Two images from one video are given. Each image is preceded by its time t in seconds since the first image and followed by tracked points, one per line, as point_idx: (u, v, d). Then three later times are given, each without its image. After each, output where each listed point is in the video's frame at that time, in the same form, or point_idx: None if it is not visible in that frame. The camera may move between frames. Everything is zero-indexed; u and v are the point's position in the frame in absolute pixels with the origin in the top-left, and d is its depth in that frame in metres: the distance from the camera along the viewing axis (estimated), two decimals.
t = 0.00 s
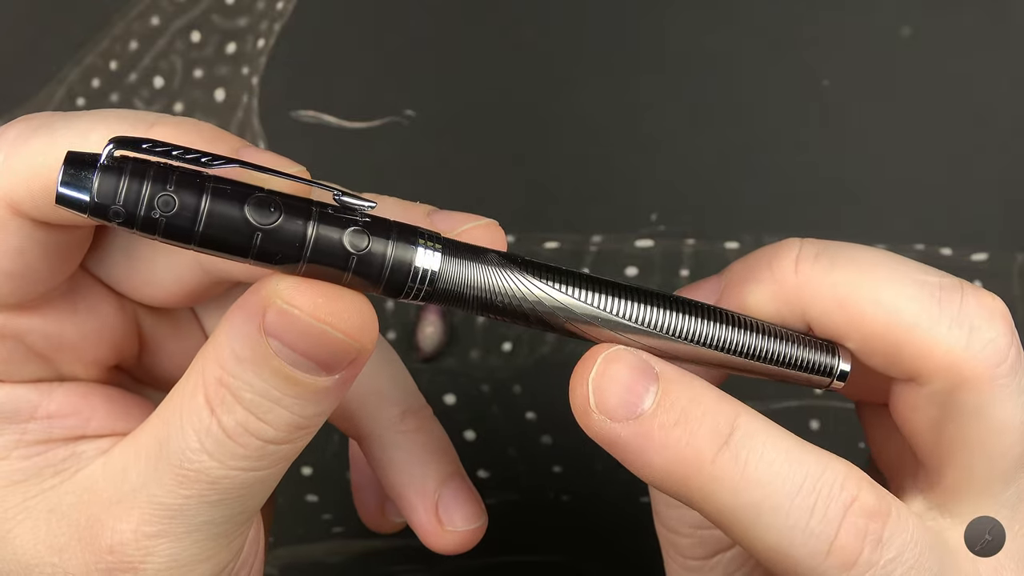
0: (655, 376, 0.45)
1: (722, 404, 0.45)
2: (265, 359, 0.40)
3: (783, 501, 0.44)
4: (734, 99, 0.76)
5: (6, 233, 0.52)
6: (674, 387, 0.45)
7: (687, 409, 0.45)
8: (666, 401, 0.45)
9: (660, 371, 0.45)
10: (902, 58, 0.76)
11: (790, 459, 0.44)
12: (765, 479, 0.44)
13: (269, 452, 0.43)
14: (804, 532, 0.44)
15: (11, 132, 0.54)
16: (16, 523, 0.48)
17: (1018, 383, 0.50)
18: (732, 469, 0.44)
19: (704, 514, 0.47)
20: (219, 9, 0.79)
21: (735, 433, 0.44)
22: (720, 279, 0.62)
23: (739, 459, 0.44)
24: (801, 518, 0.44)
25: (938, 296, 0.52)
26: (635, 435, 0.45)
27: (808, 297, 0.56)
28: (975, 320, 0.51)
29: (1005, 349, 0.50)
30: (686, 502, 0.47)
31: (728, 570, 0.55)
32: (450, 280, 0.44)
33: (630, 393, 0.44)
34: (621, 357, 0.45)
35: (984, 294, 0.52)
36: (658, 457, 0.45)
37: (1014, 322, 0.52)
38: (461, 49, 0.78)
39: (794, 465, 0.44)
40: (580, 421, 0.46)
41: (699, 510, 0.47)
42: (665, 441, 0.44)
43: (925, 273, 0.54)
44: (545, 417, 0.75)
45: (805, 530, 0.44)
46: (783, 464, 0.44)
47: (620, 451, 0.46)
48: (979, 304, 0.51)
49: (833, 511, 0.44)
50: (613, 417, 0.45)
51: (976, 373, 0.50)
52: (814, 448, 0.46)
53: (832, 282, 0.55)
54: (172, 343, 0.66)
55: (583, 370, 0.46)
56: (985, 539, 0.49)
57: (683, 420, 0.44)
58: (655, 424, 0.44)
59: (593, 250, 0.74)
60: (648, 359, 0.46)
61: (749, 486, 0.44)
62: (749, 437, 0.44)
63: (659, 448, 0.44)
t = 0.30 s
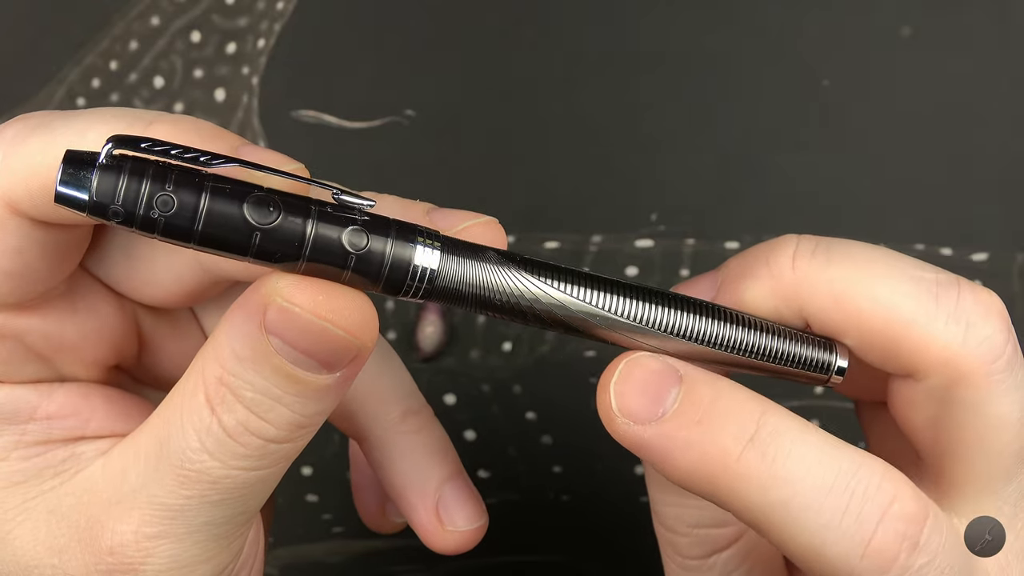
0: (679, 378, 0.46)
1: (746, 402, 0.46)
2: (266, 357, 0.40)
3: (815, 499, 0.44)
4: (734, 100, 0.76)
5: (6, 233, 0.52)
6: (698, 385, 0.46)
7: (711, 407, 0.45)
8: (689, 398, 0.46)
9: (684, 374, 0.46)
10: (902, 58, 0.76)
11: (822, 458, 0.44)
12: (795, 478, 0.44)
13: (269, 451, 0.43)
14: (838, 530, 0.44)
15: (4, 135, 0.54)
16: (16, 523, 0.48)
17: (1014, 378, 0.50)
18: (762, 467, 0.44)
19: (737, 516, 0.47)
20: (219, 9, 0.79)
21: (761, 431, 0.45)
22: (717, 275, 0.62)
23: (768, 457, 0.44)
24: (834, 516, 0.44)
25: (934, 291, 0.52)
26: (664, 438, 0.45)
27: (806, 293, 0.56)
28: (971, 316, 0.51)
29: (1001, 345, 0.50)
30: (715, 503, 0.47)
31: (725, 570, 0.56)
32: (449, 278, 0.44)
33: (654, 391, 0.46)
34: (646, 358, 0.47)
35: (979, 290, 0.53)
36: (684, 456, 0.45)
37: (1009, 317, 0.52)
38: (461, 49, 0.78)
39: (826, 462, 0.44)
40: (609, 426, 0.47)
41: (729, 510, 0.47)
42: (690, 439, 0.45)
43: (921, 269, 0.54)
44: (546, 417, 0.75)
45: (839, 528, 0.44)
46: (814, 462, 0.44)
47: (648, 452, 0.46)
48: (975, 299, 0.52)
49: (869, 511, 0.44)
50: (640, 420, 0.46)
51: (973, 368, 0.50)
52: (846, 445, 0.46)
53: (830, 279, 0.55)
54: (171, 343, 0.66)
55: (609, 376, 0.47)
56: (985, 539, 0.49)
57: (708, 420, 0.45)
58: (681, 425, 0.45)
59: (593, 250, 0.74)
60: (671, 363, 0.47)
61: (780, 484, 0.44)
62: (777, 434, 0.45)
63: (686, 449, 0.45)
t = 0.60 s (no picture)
0: (707, 379, 0.47)
1: (779, 399, 0.46)
2: (267, 355, 0.40)
3: (848, 495, 0.44)
4: (733, 100, 0.76)
5: (6, 233, 0.52)
6: (726, 383, 0.47)
7: (740, 403, 0.46)
8: (718, 396, 0.46)
9: (713, 376, 0.47)
10: (902, 58, 0.76)
11: (857, 455, 0.45)
12: (828, 474, 0.44)
13: (270, 450, 0.43)
14: (877, 529, 0.44)
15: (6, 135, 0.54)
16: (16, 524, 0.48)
17: (1017, 387, 0.50)
18: (794, 463, 0.45)
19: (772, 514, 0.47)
20: (219, 9, 0.79)
21: (792, 427, 0.45)
22: (718, 278, 0.62)
23: (799, 453, 0.45)
24: (870, 513, 0.44)
25: (936, 300, 0.52)
26: (697, 440, 0.46)
27: (806, 298, 0.56)
28: (972, 324, 0.51)
29: (1002, 355, 0.50)
30: (746, 501, 0.47)
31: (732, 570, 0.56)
32: (451, 279, 0.44)
33: (683, 390, 0.47)
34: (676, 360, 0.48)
35: (982, 297, 0.52)
36: (715, 456, 0.46)
37: (1011, 326, 0.52)
38: (461, 49, 0.78)
39: (862, 457, 0.45)
40: (641, 431, 0.48)
41: (767, 510, 0.47)
42: (721, 435, 0.46)
43: (925, 275, 0.53)
44: (545, 417, 0.75)
45: (876, 525, 0.44)
46: (847, 458, 0.45)
47: (680, 454, 0.47)
48: (977, 307, 0.51)
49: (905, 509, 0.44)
50: (670, 422, 0.46)
51: (973, 376, 0.50)
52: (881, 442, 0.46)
53: (830, 285, 0.55)
54: (172, 343, 0.66)
55: (639, 380, 0.48)
56: (985, 539, 0.46)
57: (744, 418, 0.46)
58: (711, 425, 0.46)
59: (593, 250, 0.74)
60: (702, 365, 0.48)
61: (813, 481, 0.45)
62: (808, 430, 0.45)
63: (719, 448, 0.46)
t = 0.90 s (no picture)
0: (730, 395, 0.49)
1: (801, 407, 0.47)
2: (255, 348, 0.40)
3: (877, 503, 0.44)
4: (733, 100, 0.76)
5: (3, 229, 0.52)
6: (747, 396, 0.48)
7: (763, 414, 0.47)
8: (740, 408, 0.48)
9: (733, 392, 0.49)
10: (902, 58, 0.76)
11: (881, 464, 0.45)
12: (853, 482, 0.44)
13: (260, 448, 0.43)
14: (907, 537, 0.44)
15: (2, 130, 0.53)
16: (9, 528, 0.48)
17: (1012, 399, 0.51)
18: (819, 471, 0.45)
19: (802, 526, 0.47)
20: (219, 8, 0.79)
21: (816, 436, 0.45)
22: (712, 283, 0.62)
23: (824, 461, 0.45)
24: (898, 521, 0.44)
25: (930, 314, 0.51)
26: (721, 454, 0.47)
27: (799, 312, 0.56)
28: (966, 338, 0.51)
29: (997, 368, 0.50)
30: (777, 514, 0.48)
31: None
32: (440, 275, 0.44)
33: (703, 406, 0.48)
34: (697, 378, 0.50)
35: (976, 310, 0.52)
36: (741, 468, 0.47)
37: (1005, 337, 0.52)
38: (461, 49, 0.78)
39: (887, 465, 0.44)
40: (666, 449, 0.49)
41: (794, 521, 0.47)
42: (745, 446, 0.46)
43: (919, 290, 0.53)
44: (545, 417, 0.75)
45: (907, 533, 0.44)
46: (873, 466, 0.45)
47: (703, 469, 0.48)
48: (971, 321, 0.51)
49: (935, 517, 0.43)
50: (688, 437, 0.48)
51: (969, 392, 0.50)
52: (906, 450, 0.46)
53: (824, 298, 0.55)
54: (168, 341, 0.66)
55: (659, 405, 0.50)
56: (985, 539, 0.43)
57: (763, 428, 0.46)
58: (732, 438, 0.47)
59: (593, 250, 0.74)
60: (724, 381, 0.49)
61: (837, 489, 0.45)
62: (832, 438, 0.45)
63: (743, 459, 0.47)
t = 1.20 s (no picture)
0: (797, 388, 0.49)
1: (870, 390, 0.47)
2: (242, 332, 0.40)
3: (954, 483, 0.44)
4: (734, 100, 0.76)
5: (6, 220, 0.52)
6: (815, 386, 0.49)
7: (832, 400, 0.47)
8: (809, 397, 0.48)
9: (801, 384, 0.49)
10: (902, 58, 0.76)
11: (955, 443, 0.45)
12: (928, 461, 0.45)
13: (249, 435, 0.43)
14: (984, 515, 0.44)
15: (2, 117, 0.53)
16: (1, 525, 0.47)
17: (1006, 417, 0.52)
18: (892, 450, 0.45)
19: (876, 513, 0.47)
20: (219, 8, 0.79)
21: (889, 416, 0.46)
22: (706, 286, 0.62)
23: (900, 441, 0.45)
24: (978, 498, 0.44)
25: (923, 335, 0.52)
26: (793, 444, 0.47)
27: (790, 330, 0.56)
28: (960, 361, 0.51)
29: (988, 389, 0.51)
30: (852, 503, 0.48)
31: None
32: (425, 265, 0.44)
33: (774, 401, 0.49)
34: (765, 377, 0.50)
35: (970, 329, 0.53)
36: (818, 458, 0.47)
37: (998, 353, 0.53)
38: (461, 49, 0.78)
39: (958, 447, 0.45)
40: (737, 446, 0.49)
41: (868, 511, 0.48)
42: (819, 433, 0.47)
43: (911, 310, 0.54)
44: (545, 417, 0.75)
45: (982, 511, 0.44)
46: (949, 445, 0.45)
47: (776, 462, 0.48)
48: (965, 341, 0.52)
49: (1013, 494, 0.44)
50: (761, 430, 0.48)
51: (962, 412, 0.51)
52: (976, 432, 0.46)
53: (817, 317, 0.55)
54: (166, 337, 0.66)
55: (727, 400, 0.50)
56: (984, 539, 0.44)
57: (835, 414, 0.47)
58: (805, 426, 0.47)
59: (593, 250, 0.75)
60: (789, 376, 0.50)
61: (916, 469, 0.45)
62: (906, 419, 0.46)
63: (815, 446, 0.47)
